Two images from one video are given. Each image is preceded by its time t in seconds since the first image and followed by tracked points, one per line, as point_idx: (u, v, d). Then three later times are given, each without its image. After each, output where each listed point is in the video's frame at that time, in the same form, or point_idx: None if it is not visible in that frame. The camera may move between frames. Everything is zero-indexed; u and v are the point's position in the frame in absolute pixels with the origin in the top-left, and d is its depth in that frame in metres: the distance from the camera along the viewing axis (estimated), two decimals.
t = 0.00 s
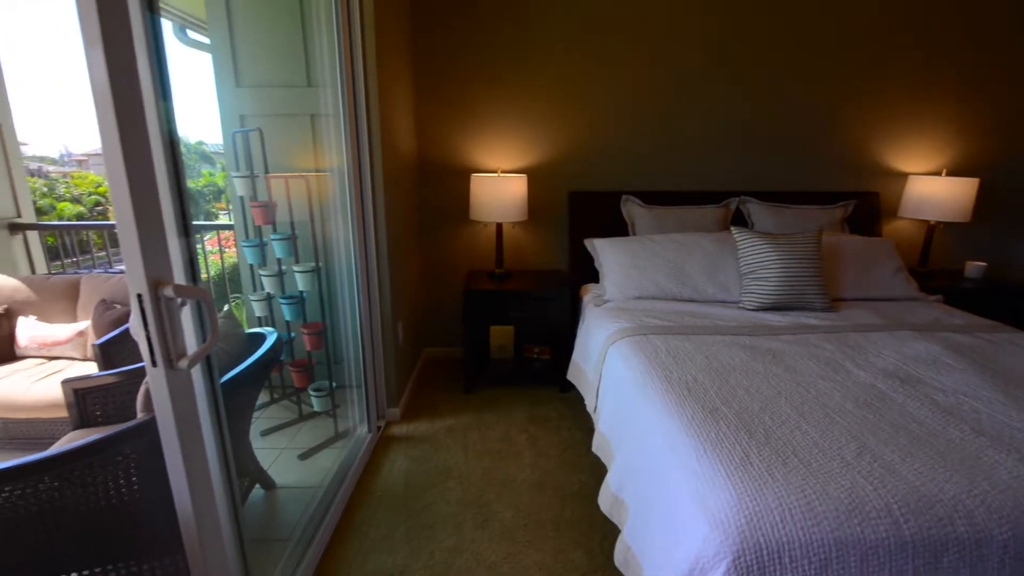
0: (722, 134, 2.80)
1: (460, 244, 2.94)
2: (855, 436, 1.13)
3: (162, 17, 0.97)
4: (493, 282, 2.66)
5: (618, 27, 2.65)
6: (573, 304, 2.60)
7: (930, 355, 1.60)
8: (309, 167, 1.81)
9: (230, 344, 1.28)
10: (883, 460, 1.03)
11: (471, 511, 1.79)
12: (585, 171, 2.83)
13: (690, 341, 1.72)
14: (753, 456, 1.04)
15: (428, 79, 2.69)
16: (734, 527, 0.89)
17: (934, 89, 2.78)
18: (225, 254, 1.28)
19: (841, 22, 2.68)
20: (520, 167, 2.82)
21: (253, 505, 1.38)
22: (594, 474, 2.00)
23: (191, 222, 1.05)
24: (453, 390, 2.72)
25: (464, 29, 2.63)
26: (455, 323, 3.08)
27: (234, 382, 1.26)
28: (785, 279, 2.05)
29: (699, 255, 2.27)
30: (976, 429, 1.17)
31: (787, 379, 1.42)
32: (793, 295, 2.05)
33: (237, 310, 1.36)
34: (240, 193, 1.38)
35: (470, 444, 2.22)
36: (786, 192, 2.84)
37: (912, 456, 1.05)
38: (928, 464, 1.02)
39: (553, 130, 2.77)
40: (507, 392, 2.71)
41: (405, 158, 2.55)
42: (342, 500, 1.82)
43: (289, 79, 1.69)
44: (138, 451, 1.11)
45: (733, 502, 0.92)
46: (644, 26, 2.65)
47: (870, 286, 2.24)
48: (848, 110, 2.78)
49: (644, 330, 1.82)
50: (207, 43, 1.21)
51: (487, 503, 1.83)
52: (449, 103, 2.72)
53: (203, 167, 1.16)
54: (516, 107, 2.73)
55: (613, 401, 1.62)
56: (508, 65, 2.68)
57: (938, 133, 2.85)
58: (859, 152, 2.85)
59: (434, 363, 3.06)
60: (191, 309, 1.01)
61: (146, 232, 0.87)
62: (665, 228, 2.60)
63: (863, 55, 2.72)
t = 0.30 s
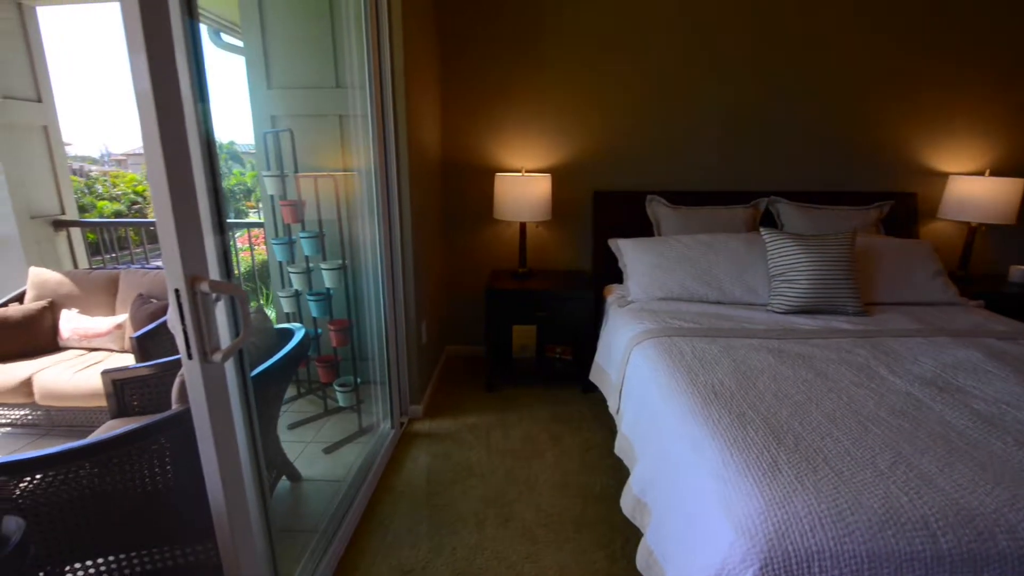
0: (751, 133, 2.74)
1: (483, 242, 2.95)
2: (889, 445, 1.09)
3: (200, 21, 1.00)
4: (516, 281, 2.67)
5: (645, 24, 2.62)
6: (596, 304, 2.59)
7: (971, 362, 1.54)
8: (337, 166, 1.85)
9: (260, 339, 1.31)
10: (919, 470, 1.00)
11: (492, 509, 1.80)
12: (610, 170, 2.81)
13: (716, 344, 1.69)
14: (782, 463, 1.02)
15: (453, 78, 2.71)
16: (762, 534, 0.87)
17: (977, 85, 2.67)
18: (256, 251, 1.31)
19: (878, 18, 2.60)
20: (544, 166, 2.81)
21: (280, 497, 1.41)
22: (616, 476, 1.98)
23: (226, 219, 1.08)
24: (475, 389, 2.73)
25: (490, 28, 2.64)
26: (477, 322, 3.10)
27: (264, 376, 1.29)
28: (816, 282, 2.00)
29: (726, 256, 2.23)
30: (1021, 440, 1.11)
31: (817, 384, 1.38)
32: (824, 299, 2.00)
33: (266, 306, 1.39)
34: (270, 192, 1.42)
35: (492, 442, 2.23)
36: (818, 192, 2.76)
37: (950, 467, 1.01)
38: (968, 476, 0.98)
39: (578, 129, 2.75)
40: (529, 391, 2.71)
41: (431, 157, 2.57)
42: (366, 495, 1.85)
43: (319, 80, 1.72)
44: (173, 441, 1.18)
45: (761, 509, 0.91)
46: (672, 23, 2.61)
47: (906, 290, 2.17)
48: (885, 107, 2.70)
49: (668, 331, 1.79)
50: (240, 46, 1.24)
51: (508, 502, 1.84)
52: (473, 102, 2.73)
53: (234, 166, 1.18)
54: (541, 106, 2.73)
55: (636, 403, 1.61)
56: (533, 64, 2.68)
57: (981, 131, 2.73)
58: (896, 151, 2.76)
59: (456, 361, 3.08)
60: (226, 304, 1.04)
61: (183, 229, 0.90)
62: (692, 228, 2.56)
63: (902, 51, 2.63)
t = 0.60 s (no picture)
0: (782, 131, 2.68)
1: (506, 241, 2.95)
2: (926, 455, 1.05)
3: (234, 25, 1.03)
4: (539, 280, 2.67)
5: (673, 22, 2.58)
6: (619, 305, 2.57)
7: (1015, 371, 1.47)
8: (363, 166, 1.87)
9: (289, 334, 1.34)
10: (958, 482, 0.96)
11: (512, 509, 1.80)
12: (635, 170, 2.78)
13: (744, 347, 1.65)
14: (812, 471, 0.99)
15: (478, 77, 2.72)
16: (791, 543, 0.85)
17: None
18: (284, 249, 1.34)
19: (918, 12, 2.51)
20: (568, 165, 2.80)
21: (305, 490, 1.43)
22: (638, 479, 1.96)
23: (258, 218, 1.11)
24: (496, 388, 2.74)
25: (516, 27, 2.64)
26: (499, 321, 3.10)
27: (292, 371, 1.32)
28: (849, 285, 1.94)
29: (754, 258, 2.18)
30: None
31: (849, 390, 1.34)
32: (857, 303, 1.93)
33: (294, 303, 1.42)
34: (299, 191, 1.45)
35: (513, 442, 2.23)
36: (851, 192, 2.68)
37: (993, 480, 0.97)
38: (1011, 489, 0.94)
39: (603, 128, 2.73)
40: (550, 391, 2.71)
41: (455, 156, 2.58)
42: (388, 491, 1.87)
43: (347, 81, 1.75)
44: (205, 433, 1.22)
45: (790, 518, 0.88)
46: (701, 20, 2.57)
47: (945, 294, 2.09)
48: (924, 104, 2.60)
49: (694, 334, 1.77)
50: (272, 49, 1.27)
51: (529, 501, 1.84)
52: (498, 101, 2.74)
53: (265, 167, 1.21)
54: (566, 105, 2.71)
55: (661, 405, 1.59)
56: (558, 63, 2.67)
57: None
58: (935, 150, 2.65)
59: (477, 360, 3.09)
60: (258, 301, 1.07)
61: (218, 227, 0.93)
62: (719, 229, 2.51)
63: (943, 46, 2.53)
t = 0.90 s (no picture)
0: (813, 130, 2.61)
1: (529, 241, 2.95)
2: (966, 466, 1.01)
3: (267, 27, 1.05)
4: (562, 280, 2.66)
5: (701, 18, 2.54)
6: (643, 305, 2.54)
7: None
8: (389, 165, 1.90)
9: (317, 331, 1.37)
10: (1000, 494, 0.92)
11: (534, 508, 1.80)
12: (661, 169, 2.75)
13: (773, 350, 1.61)
14: (844, 479, 0.96)
15: (503, 77, 2.72)
16: (820, 553, 0.83)
17: None
18: (312, 247, 1.37)
19: (958, 5, 2.42)
20: (593, 164, 2.78)
21: (330, 482, 1.46)
22: (661, 482, 1.94)
23: (289, 216, 1.13)
24: (518, 387, 2.74)
25: (541, 26, 2.63)
26: (521, 321, 3.11)
27: (319, 366, 1.34)
28: (884, 288, 1.87)
29: (784, 259, 2.13)
30: None
31: (883, 397, 1.30)
32: (894, 307, 1.87)
33: (321, 300, 1.45)
34: (327, 190, 1.48)
35: (534, 441, 2.23)
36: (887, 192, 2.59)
37: None
38: None
39: (628, 126, 2.70)
40: (572, 392, 2.70)
41: (480, 156, 2.60)
42: (410, 487, 1.90)
43: (375, 82, 1.78)
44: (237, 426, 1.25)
45: (820, 528, 0.86)
46: (731, 16, 2.52)
47: (988, 298, 2.00)
48: (965, 101, 2.50)
49: (720, 336, 1.73)
50: (302, 51, 1.30)
51: (550, 501, 1.84)
52: (522, 101, 2.74)
53: (294, 166, 1.24)
54: (591, 104, 2.70)
55: (686, 409, 1.57)
56: (584, 61, 2.65)
57: None
58: (977, 148, 2.55)
59: (499, 359, 3.10)
60: (288, 297, 1.09)
61: (251, 225, 0.95)
62: (747, 229, 2.46)
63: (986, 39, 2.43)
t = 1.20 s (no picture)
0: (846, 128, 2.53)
1: (551, 240, 2.94)
2: (1008, 478, 0.97)
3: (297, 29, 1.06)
4: (585, 280, 2.64)
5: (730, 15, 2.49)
6: (667, 306, 2.51)
7: None
8: (414, 165, 1.92)
9: (342, 327, 1.39)
10: None
11: (554, 508, 1.80)
12: (686, 168, 2.71)
13: (801, 354, 1.58)
14: (877, 488, 0.94)
15: (527, 76, 2.72)
16: (851, 563, 0.80)
17: None
18: (337, 245, 1.39)
19: None
20: (617, 163, 2.76)
21: (354, 477, 1.47)
22: (683, 486, 1.91)
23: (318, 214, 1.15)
24: (539, 387, 2.74)
25: (566, 25, 2.62)
26: (543, 320, 3.10)
27: (344, 362, 1.37)
28: (920, 291, 1.81)
29: (814, 261, 2.08)
30: None
31: (918, 404, 1.25)
32: (930, 311, 1.80)
33: (346, 297, 1.47)
34: (353, 189, 1.50)
35: (555, 441, 2.23)
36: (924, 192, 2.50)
37: None
38: None
39: (653, 125, 2.67)
40: (593, 392, 2.68)
41: (503, 154, 2.60)
42: (431, 483, 1.92)
43: (400, 83, 1.80)
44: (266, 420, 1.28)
45: (852, 537, 0.84)
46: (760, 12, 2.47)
47: None
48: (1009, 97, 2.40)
49: (746, 339, 1.70)
50: (331, 53, 1.32)
51: (570, 502, 1.84)
52: (546, 100, 2.73)
53: (322, 166, 1.26)
54: (616, 102, 2.67)
55: (710, 411, 1.54)
56: (608, 59, 2.63)
57: None
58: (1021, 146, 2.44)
59: (520, 358, 3.11)
60: (316, 295, 1.12)
61: (282, 223, 0.97)
62: (776, 229, 2.40)
63: None
